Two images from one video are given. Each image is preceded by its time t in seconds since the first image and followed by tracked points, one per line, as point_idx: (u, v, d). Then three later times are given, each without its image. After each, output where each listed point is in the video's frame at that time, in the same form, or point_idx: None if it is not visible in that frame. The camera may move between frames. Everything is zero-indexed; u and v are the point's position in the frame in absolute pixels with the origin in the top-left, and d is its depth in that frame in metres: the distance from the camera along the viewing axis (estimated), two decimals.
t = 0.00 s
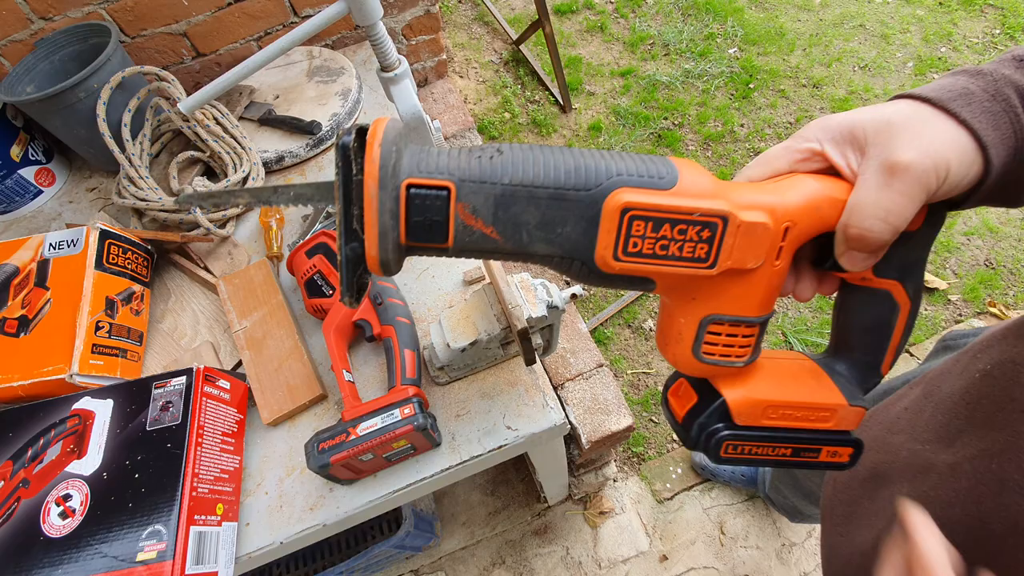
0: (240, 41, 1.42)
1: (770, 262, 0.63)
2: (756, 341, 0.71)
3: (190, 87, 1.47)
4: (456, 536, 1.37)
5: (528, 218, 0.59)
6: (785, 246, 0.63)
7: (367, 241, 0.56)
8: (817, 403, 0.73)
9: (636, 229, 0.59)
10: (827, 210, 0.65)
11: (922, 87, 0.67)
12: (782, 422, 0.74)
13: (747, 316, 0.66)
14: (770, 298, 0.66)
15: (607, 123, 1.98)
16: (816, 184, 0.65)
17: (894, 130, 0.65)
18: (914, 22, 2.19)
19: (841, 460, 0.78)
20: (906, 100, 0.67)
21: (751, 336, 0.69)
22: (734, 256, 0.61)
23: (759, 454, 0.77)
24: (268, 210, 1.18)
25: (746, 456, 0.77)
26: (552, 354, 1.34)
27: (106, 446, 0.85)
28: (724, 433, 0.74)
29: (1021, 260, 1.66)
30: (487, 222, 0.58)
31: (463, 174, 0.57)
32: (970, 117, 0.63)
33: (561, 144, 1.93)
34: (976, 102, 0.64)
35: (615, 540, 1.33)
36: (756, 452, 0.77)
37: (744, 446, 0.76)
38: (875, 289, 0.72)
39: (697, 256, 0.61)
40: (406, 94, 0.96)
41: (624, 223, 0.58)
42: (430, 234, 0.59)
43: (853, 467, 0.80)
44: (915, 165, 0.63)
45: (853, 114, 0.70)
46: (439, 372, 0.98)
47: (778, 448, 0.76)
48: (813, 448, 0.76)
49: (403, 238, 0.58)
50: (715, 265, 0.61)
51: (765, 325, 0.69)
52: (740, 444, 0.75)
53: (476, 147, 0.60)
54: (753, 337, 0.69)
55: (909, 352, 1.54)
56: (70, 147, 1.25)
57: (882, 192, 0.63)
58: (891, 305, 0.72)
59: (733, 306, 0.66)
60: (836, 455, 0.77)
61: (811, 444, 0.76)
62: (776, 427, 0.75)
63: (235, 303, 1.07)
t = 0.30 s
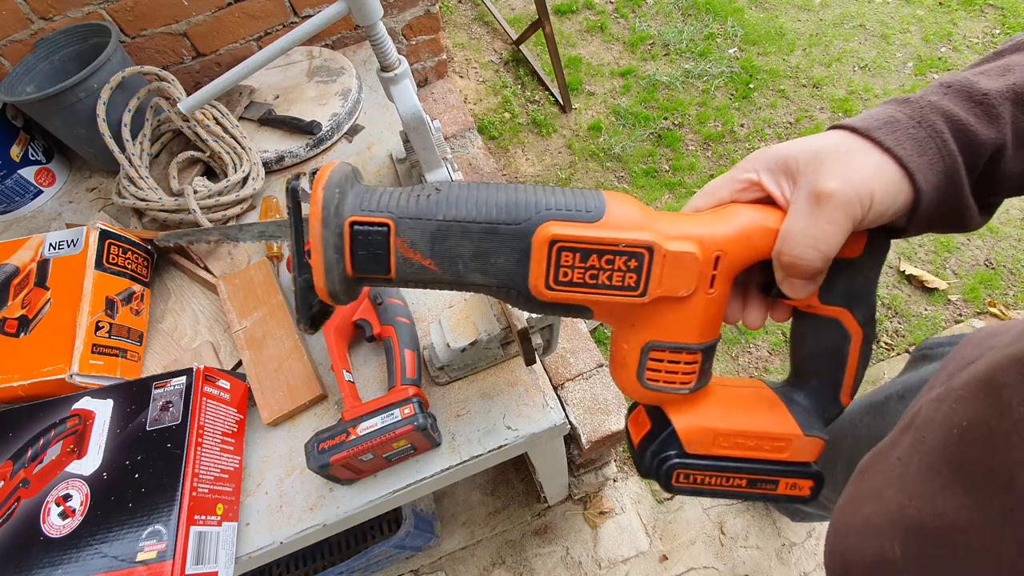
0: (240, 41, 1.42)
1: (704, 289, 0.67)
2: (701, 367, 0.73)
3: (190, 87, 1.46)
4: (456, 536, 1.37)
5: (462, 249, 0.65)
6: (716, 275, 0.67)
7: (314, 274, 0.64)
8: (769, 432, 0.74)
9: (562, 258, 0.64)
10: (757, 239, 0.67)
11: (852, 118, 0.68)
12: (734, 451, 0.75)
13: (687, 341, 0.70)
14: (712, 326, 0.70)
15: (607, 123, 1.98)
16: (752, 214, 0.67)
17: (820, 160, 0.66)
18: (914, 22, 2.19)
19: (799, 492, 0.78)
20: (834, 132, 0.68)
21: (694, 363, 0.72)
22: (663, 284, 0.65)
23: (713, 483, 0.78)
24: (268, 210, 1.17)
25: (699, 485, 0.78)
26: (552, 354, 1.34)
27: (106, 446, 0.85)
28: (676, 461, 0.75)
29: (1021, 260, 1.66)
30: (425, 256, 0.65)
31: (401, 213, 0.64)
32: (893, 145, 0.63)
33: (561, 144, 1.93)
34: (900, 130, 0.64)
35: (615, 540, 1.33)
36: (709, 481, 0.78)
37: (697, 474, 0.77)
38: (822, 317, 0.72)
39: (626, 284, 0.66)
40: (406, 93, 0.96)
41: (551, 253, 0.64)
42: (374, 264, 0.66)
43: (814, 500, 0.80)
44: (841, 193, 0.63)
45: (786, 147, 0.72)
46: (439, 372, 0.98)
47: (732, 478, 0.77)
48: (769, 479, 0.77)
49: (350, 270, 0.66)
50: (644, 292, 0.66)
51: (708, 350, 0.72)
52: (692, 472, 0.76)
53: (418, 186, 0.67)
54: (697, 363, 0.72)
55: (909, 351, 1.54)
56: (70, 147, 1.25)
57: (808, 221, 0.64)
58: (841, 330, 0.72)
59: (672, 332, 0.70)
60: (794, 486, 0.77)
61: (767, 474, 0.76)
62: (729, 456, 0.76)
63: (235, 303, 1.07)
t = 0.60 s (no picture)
0: (240, 41, 1.42)
1: (687, 300, 0.67)
2: (680, 384, 0.72)
3: (190, 87, 1.47)
4: (456, 536, 1.37)
5: (449, 235, 0.67)
6: (700, 287, 0.67)
7: (304, 242, 0.67)
8: (746, 461, 0.72)
9: (545, 253, 0.66)
10: (745, 252, 0.67)
11: (846, 147, 0.69)
12: (709, 479, 0.73)
13: (669, 353, 0.70)
14: (696, 337, 0.70)
15: (607, 123, 1.98)
16: (742, 231, 0.68)
17: (810, 184, 0.68)
18: (914, 22, 2.19)
19: (779, 535, 0.75)
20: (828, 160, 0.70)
21: (673, 377, 0.72)
22: (644, 288, 0.66)
23: (687, 512, 0.76)
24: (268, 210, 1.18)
25: (672, 512, 0.76)
26: (552, 355, 1.34)
27: (106, 446, 0.85)
28: (648, 481, 0.74)
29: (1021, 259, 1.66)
30: (411, 236, 0.68)
31: (394, 192, 0.68)
32: (883, 171, 0.64)
33: (561, 144, 1.93)
34: (890, 158, 0.65)
35: (615, 540, 1.33)
36: (683, 509, 0.76)
37: (669, 499, 0.75)
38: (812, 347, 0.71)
39: (606, 284, 0.67)
40: (406, 93, 0.96)
41: (535, 246, 0.66)
42: (361, 241, 0.69)
43: (794, 546, 0.76)
44: (827, 216, 0.64)
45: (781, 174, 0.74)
46: (440, 372, 0.98)
47: (707, 509, 0.75)
48: (747, 515, 0.74)
49: (340, 243, 0.69)
50: (625, 295, 0.67)
51: (688, 368, 0.72)
52: (664, 496, 0.75)
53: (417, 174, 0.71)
54: (677, 377, 0.72)
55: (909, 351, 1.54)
56: (70, 147, 1.25)
57: (794, 239, 0.65)
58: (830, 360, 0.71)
59: (653, 342, 0.70)
60: (773, 527, 0.74)
61: (743, 509, 0.74)
62: (705, 484, 0.74)
63: (235, 303, 1.07)
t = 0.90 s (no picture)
0: (240, 41, 1.42)
1: (694, 278, 0.68)
2: (680, 370, 0.72)
3: (190, 87, 1.47)
4: (456, 536, 1.37)
5: (459, 189, 0.67)
6: (707, 266, 0.68)
7: (306, 179, 0.66)
8: (742, 455, 0.71)
9: (556, 217, 0.66)
10: (754, 229, 0.69)
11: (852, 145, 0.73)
12: (703, 472, 0.72)
13: (671, 330, 0.70)
14: (699, 317, 0.70)
15: (607, 123, 1.98)
16: (751, 217, 0.70)
17: (822, 174, 0.71)
18: (914, 22, 2.19)
19: (771, 538, 0.74)
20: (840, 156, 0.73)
21: (674, 360, 0.72)
22: (653, 258, 0.67)
23: (678, 506, 0.74)
24: (268, 210, 1.18)
25: (662, 506, 0.74)
26: (552, 354, 1.34)
27: (106, 446, 0.85)
28: (640, 472, 0.72)
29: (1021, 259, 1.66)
30: (419, 187, 0.68)
31: (404, 141, 0.69)
32: (891, 163, 0.67)
33: (561, 144, 1.94)
34: (897, 152, 0.68)
35: (615, 541, 1.32)
36: (674, 503, 0.74)
37: (661, 493, 0.73)
38: (812, 341, 0.71)
39: (614, 251, 0.67)
40: (407, 93, 0.96)
41: (545, 206, 0.66)
42: (366, 187, 0.69)
43: (787, 552, 0.75)
44: (839, 198, 0.67)
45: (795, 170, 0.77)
46: (439, 372, 0.98)
47: (699, 505, 0.73)
48: (739, 514, 0.73)
49: (341, 188, 0.68)
50: (633, 265, 0.67)
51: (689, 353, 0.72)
52: (656, 488, 0.73)
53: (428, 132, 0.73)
54: (678, 361, 0.72)
55: (909, 351, 1.54)
56: (70, 147, 1.25)
57: (806, 220, 0.67)
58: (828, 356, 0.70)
59: (657, 317, 0.70)
60: (765, 528, 0.73)
61: (736, 506, 0.72)
62: (697, 477, 0.72)
63: (235, 303, 1.07)
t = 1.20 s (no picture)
0: (240, 41, 1.42)
1: (687, 287, 0.69)
2: (672, 373, 0.73)
3: (190, 87, 1.47)
4: (456, 536, 1.37)
5: (462, 206, 0.67)
6: (699, 276, 0.69)
7: (314, 197, 0.66)
8: (732, 449, 0.72)
9: (557, 232, 0.67)
10: (741, 241, 0.70)
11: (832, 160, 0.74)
12: (695, 466, 0.72)
13: (666, 338, 0.71)
14: (689, 326, 0.71)
15: (607, 123, 1.98)
16: (738, 229, 0.71)
17: (803, 189, 0.72)
18: (914, 22, 2.19)
19: (757, 525, 0.75)
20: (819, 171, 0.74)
21: (667, 364, 0.73)
22: (648, 271, 0.67)
23: (671, 498, 0.74)
24: (268, 210, 1.18)
25: (656, 498, 0.74)
26: (552, 355, 1.34)
27: (106, 446, 0.85)
28: (636, 467, 0.73)
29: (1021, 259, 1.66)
30: (424, 202, 0.68)
31: (410, 157, 0.68)
32: (865, 180, 0.69)
33: (561, 144, 1.94)
34: (872, 169, 0.69)
35: (615, 541, 1.32)
36: (667, 495, 0.74)
37: (656, 486, 0.73)
38: (791, 343, 0.74)
39: (612, 264, 0.67)
40: (407, 94, 0.96)
41: (547, 222, 0.66)
42: (373, 204, 0.68)
43: (771, 537, 0.76)
44: (818, 213, 0.68)
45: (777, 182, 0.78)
46: (440, 372, 0.98)
47: (692, 497, 0.74)
48: (728, 503, 0.73)
49: (350, 203, 0.68)
50: (630, 277, 0.68)
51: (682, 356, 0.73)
52: (651, 482, 0.73)
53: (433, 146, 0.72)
54: (670, 364, 0.72)
55: (909, 351, 1.54)
56: (70, 147, 1.25)
57: (787, 234, 0.68)
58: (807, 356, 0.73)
59: (653, 325, 0.70)
60: (752, 516, 0.74)
61: (726, 497, 0.73)
62: (690, 471, 0.73)
63: (235, 303, 1.07)
